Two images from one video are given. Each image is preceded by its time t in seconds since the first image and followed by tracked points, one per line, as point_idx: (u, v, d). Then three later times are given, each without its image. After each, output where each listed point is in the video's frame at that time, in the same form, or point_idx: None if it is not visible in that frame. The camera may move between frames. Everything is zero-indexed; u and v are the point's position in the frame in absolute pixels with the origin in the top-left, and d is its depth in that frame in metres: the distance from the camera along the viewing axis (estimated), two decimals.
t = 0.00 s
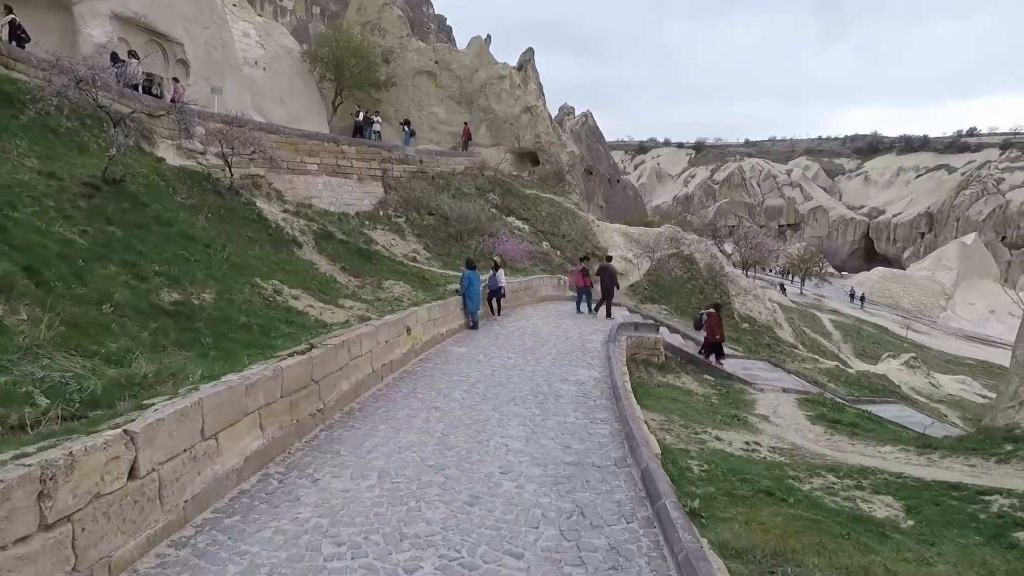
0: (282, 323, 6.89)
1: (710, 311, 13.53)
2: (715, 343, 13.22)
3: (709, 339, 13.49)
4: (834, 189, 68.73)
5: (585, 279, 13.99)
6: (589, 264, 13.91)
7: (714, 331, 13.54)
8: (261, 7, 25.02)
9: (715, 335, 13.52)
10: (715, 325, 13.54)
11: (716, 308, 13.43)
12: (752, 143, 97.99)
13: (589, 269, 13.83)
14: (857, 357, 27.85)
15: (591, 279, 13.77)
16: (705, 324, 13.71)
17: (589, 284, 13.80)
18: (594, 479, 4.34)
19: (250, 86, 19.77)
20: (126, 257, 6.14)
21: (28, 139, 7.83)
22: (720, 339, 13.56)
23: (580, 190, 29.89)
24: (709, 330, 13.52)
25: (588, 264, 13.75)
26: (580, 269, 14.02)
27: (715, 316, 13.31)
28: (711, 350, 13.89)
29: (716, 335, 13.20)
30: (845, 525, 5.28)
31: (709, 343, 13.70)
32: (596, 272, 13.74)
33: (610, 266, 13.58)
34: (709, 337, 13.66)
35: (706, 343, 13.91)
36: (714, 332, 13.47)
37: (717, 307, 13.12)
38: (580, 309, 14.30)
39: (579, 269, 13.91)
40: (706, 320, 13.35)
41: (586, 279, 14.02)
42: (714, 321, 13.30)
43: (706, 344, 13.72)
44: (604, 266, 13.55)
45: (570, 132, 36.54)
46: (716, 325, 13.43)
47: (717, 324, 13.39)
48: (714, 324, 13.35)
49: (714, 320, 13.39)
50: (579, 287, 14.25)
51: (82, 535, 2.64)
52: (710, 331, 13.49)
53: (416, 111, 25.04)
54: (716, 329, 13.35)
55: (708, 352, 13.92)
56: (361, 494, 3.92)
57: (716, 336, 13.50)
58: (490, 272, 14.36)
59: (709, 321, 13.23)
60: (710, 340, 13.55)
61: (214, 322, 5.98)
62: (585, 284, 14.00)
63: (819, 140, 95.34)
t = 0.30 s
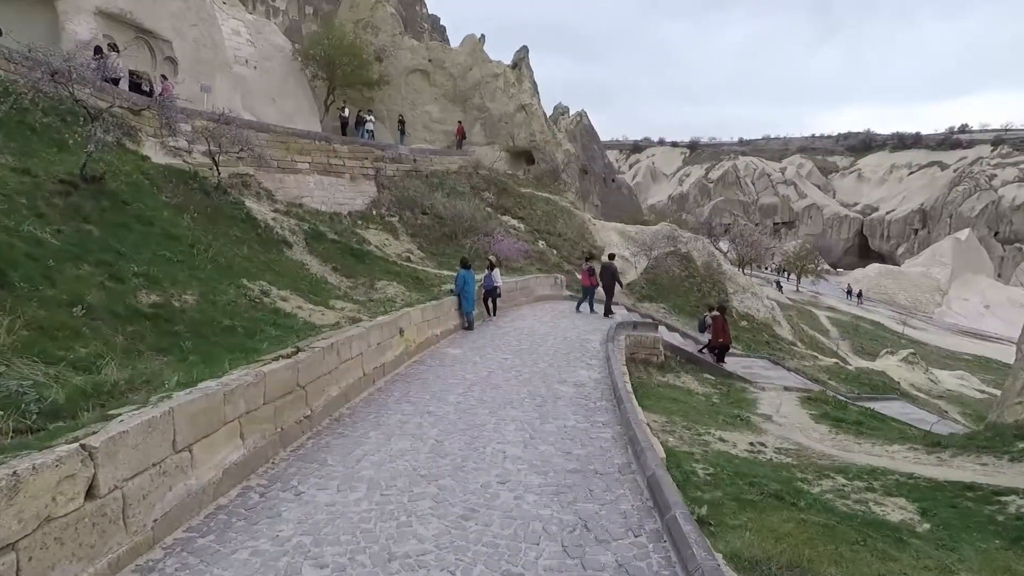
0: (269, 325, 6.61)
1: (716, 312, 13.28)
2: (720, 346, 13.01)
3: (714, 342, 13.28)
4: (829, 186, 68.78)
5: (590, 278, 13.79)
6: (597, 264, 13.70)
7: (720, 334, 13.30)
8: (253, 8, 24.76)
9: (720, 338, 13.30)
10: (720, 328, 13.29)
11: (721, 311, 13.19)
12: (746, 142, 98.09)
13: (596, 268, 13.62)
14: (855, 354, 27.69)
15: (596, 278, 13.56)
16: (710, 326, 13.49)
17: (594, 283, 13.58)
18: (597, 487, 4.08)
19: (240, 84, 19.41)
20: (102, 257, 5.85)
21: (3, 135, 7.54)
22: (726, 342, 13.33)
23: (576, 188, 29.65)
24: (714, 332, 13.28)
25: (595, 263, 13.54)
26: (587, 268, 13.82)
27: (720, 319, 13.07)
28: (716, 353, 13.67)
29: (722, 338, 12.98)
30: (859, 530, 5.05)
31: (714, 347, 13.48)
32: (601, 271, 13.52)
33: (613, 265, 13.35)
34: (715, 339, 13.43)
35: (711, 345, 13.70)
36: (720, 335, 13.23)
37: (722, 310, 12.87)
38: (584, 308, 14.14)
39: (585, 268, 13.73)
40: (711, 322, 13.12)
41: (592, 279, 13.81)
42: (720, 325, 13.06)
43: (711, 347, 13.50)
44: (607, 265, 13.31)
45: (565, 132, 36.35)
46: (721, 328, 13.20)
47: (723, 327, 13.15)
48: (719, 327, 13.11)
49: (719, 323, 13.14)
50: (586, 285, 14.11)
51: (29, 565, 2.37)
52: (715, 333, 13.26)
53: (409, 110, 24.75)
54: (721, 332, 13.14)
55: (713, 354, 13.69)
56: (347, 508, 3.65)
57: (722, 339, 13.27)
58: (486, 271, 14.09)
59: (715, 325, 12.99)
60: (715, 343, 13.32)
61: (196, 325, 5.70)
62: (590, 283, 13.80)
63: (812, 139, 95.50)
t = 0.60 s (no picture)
0: (252, 321, 6.33)
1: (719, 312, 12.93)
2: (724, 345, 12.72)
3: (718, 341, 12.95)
4: (823, 187, 68.89)
5: (592, 275, 13.57)
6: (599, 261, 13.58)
7: (724, 334, 12.96)
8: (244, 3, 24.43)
9: (725, 337, 12.95)
10: (725, 327, 12.97)
11: (724, 309, 12.82)
12: (740, 142, 98.18)
13: (597, 265, 13.47)
14: (851, 354, 27.57)
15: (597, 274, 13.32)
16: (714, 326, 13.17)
17: (595, 279, 13.33)
18: (596, 491, 3.84)
19: (230, 79, 19.16)
20: (74, 250, 5.58)
21: None
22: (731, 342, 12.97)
23: (571, 187, 29.44)
24: (718, 332, 12.96)
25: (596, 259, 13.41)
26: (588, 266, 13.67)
27: (723, 318, 12.75)
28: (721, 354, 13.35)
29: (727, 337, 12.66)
30: (871, 536, 4.82)
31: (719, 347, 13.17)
32: (602, 268, 13.29)
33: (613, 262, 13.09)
34: (719, 340, 13.10)
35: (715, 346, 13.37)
36: (724, 335, 12.87)
37: (726, 309, 12.56)
38: (587, 307, 13.90)
39: (586, 265, 13.56)
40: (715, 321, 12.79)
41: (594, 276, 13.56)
42: (723, 324, 12.71)
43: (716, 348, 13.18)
44: (606, 261, 13.09)
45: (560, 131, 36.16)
46: (726, 327, 12.84)
47: (727, 327, 12.80)
48: (723, 328, 12.72)
49: (723, 322, 12.82)
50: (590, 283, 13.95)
51: None
52: (719, 332, 12.94)
53: (403, 107, 24.47)
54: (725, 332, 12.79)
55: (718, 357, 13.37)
56: (328, 516, 3.38)
57: (727, 338, 12.93)
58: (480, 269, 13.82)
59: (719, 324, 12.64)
60: (720, 343, 13.00)
61: (173, 320, 5.42)
62: (592, 281, 13.53)
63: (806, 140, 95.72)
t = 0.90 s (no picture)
0: (234, 316, 5.99)
1: (724, 318, 12.73)
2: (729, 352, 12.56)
3: (723, 348, 12.79)
4: (816, 189, 69.01)
5: (593, 272, 13.24)
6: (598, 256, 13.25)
7: (729, 340, 12.79)
8: None
9: (730, 345, 12.78)
10: (730, 334, 12.79)
11: (730, 316, 12.64)
12: (734, 143, 98.31)
13: (598, 262, 13.13)
14: (846, 354, 27.45)
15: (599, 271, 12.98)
16: (719, 333, 13.00)
17: (595, 277, 13.05)
18: (600, 500, 3.54)
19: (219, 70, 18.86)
20: (41, 238, 5.23)
21: None
22: (735, 350, 12.80)
23: (566, 185, 29.17)
24: (723, 339, 12.80)
25: (596, 255, 13.10)
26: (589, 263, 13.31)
27: (729, 324, 12.57)
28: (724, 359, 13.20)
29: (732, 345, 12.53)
30: (888, 546, 4.55)
31: (722, 352, 13.01)
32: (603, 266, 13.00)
33: (613, 260, 12.84)
34: (723, 345, 12.93)
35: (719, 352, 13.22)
36: (729, 342, 12.71)
37: (731, 315, 12.35)
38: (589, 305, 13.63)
39: (587, 262, 13.21)
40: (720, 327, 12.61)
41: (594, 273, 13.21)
42: (729, 330, 12.54)
43: (720, 353, 13.01)
44: (605, 257, 12.82)
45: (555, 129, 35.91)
46: (731, 335, 12.67)
47: (732, 334, 12.63)
48: (729, 334, 12.56)
49: (729, 329, 12.64)
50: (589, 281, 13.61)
51: None
52: (724, 339, 12.76)
53: (397, 101, 24.10)
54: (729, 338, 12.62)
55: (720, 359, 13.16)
56: (307, 527, 3.08)
57: (732, 345, 12.76)
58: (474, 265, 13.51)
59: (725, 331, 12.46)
60: (724, 349, 12.85)
61: (147, 313, 5.08)
62: (593, 278, 13.19)
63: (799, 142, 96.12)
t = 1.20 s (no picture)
0: (213, 315, 5.65)
1: (730, 315, 12.43)
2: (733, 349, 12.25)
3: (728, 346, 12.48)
4: (808, 185, 69.07)
5: (595, 269, 13.12)
6: (600, 253, 13.10)
7: (735, 338, 12.47)
8: None
9: (735, 342, 12.47)
10: (735, 331, 12.47)
11: (736, 312, 12.33)
12: (727, 140, 98.29)
13: (600, 258, 13.03)
14: (842, 350, 27.33)
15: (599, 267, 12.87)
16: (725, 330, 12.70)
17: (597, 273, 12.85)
18: (609, 513, 3.23)
19: (204, 64, 18.51)
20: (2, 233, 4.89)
21: None
22: (740, 347, 12.48)
23: (560, 181, 28.89)
24: (728, 336, 12.50)
25: (597, 252, 12.97)
26: (591, 259, 13.24)
27: (734, 321, 12.26)
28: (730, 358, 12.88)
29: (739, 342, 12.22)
30: (912, 554, 4.30)
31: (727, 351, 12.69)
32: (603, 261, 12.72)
33: (613, 255, 12.55)
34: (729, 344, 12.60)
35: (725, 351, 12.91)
36: (734, 339, 12.39)
37: (737, 312, 12.04)
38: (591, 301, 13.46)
39: (589, 258, 13.17)
40: (725, 325, 12.30)
41: (597, 269, 13.11)
42: (734, 326, 12.24)
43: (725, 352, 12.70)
44: (605, 254, 12.58)
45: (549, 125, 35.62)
46: (736, 333, 12.35)
47: (739, 330, 12.30)
48: (735, 331, 12.25)
49: (734, 326, 12.34)
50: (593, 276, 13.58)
51: None
52: (730, 336, 12.45)
53: (388, 96, 23.72)
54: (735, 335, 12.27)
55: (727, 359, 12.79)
56: (284, 549, 2.75)
57: (738, 343, 12.45)
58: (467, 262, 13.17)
59: (730, 328, 12.16)
60: (729, 347, 12.54)
61: (117, 312, 4.75)
62: (595, 274, 13.09)
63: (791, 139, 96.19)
